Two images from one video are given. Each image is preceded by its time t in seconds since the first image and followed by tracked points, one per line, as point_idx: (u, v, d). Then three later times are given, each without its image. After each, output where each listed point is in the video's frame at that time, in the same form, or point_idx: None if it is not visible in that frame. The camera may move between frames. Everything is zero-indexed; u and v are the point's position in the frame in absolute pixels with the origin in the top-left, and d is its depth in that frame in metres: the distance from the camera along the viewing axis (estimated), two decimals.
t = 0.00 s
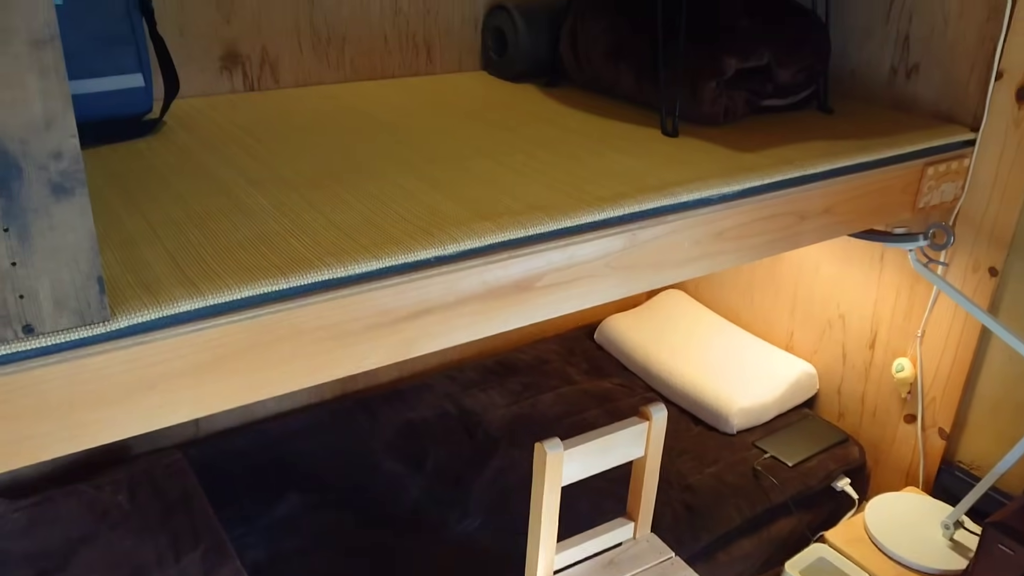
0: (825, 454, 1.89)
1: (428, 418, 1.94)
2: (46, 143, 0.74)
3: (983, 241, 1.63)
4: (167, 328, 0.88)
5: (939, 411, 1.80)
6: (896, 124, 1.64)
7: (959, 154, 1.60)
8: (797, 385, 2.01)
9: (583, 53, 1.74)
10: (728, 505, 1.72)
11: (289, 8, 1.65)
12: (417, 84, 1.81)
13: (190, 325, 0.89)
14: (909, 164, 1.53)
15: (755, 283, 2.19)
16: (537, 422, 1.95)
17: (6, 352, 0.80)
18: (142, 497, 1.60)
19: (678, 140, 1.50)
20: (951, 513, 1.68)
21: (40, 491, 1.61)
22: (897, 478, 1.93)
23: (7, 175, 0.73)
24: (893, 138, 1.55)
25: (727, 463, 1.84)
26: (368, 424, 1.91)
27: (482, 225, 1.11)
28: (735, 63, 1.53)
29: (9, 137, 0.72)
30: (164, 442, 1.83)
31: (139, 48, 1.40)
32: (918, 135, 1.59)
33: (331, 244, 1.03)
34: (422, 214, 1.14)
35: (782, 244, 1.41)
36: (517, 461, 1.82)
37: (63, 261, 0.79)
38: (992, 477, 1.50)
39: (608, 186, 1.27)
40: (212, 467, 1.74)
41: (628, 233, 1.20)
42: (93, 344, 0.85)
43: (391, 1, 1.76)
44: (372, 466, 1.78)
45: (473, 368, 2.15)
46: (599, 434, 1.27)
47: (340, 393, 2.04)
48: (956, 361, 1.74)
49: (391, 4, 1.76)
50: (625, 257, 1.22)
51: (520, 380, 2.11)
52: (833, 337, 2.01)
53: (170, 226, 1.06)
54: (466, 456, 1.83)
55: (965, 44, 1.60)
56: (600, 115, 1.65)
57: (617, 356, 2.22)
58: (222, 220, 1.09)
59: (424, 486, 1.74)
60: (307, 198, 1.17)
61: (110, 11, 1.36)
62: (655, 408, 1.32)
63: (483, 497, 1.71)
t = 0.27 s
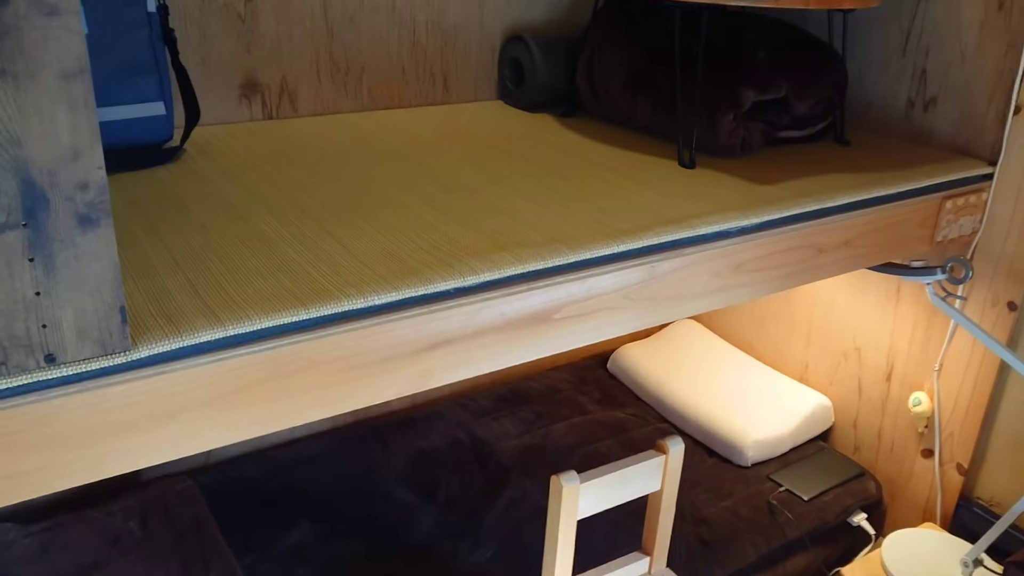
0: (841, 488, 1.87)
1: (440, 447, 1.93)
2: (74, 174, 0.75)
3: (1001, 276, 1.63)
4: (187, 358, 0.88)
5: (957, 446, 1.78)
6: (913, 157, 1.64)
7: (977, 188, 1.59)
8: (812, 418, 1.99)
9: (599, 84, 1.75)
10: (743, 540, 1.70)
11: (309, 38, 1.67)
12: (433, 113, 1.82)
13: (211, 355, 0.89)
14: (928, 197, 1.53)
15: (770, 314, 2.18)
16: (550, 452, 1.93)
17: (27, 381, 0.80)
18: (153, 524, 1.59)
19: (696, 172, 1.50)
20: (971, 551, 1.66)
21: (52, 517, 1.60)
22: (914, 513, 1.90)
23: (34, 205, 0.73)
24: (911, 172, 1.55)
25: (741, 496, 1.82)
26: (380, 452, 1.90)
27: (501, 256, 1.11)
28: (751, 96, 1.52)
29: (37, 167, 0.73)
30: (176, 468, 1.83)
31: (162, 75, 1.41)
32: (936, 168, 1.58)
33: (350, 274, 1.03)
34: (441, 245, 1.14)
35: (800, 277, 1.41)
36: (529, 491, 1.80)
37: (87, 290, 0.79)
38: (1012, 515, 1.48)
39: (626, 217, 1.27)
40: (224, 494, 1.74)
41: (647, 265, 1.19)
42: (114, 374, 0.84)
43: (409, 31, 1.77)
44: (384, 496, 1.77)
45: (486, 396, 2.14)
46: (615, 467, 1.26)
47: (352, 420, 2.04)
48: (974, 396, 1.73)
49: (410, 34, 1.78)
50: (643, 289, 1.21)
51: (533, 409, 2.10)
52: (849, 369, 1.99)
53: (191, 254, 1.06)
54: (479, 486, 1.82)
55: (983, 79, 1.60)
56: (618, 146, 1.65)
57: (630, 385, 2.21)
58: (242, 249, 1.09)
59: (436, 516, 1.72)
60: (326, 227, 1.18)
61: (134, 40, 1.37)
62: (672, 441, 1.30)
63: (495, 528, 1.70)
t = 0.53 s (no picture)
0: (859, 522, 1.83)
1: (452, 472, 1.92)
2: (92, 202, 0.74)
3: None
4: (201, 386, 0.88)
5: (977, 481, 1.75)
6: (934, 188, 1.63)
7: (1000, 219, 1.58)
8: (829, 449, 1.96)
9: (617, 110, 1.74)
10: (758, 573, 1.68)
11: (329, 62, 1.67)
12: (451, 138, 1.82)
13: (225, 384, 0.89)
14: (949, 229, 1.51)
15: (786, 343, 2.16)
16: (563, 479, 1.91)
17: (41, 410, 0.79)
18: (162, 547, 1.58)
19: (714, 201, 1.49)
20: None
21: (62, 537, 1.60)
22: (932, 549, 1.87)
23: (52, 233, 0.73)
24: (932, 203, 1.53)
25: (757, 528, 1.80)
26: (392, 477, 1.89)
27: (518, 285, 1.10)
28: (771, 124, 1.51)
29: (56, 196, 0.72)
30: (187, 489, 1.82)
31: (180, 100, 1.42)
32: (958, 199, 1.56)
33: (365, 303, 1.03)
34: (457, 273, 1.13)
35: (819, 309, 1.39)
36: (541, 519, 1.78)
37: (103, 318, 0.79)
38: None
39: (644, 246, 1.26)
40: (234, 517, 1.73)
41: (664, 295, 1.18)
42: (128, 402, 0.84)
43: (429, 56, 1.78)
44: (395, 521, 1.75)
45: (499, 422, 2.13)
46: (630, 499, 1.24)
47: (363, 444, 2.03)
48: (995, 429, 1.70)
49: (429, 59, 1.78)
50: (661, 319, 1.20)
51: (545, 435, 2.08)
52: (866, 400, 1.97)
53: (206, 281, 1.06)
54: (490, 513, 1.80)
55: (1005, 109, 1.59)
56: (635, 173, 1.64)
57: (644, 413, 2.18)
58: (258, 276, 1.08)
59: (447, 543, 1.71)
60: (342, 254, 1.17)
61: (154, 63, 1.38)
62: (688, 473, 1.28)
63: (506, 556, 1.68)
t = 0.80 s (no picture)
0: (866, 549, 1.79)
1: (450, 492, 1.89)
2: (64, 226, 0.72)
3: None
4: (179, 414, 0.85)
5: (988, 509, 1.70)
6: (944, 209, 1.59)
7: (1011, 242, 1.53)
8: (836, 474, 1.92)
9: (621, 127, 1.72)
10: None
11: (328, 76, 1.66)
12: (452, 153, 1.79)
13: (203, 413, 0.86)
14: (959, 252, 1.47)
15: (793, 364, 2.12)
16: (563, 502, 1.88)
17: (10, 439, 0.77)
18: (153, 567, 1.56)
19: (718, 221, 1.46)
20: None
21: (53, 556, 1.58)
22: None
23: (21, 258, 0.71)
24: (942, 224, 1.50)
25: (761, 555, 1.76)
26: (389, 497, 1.86)
27: (510, 309, 1.07)
28: (777, 143, 1.48)
29: (25, 220, 0.70)
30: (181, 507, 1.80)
31: (176, 116, 1.41)
32: (969, 220, 1.52)
33: (352, 327, 1.00)
34: (449, 296, 1.10)
35: (824, 333, 1.35)
36: (540, 543, 1.75)
37: (76, 344, 0.76)
38: None
39: (643, 269, 1.23)
40: (227, 536, 1.70)
41: (663, 320, 1.15)
42: (102, 431, 0.81)
43: (430, 71, 1.76)
44: (390, 543, 1.72)
45: (499, 440, 2.10)
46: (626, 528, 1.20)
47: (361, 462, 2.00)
48: (1005, 457, 1.65)
49: (430, 73, 1.76)
50: (659, 345, 1.17)
51: (546, 455, 2.05)
52: (874, 423, 1.92)
53: (191, 303, 1.03)
54: (488, 535, 1.77)
55: (1018, 129, 1.55)
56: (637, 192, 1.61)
57: (647, 432, 2.15)
58: (243, 299, 1.06)
59: (442, 566, 1.68)
60: (332, 275, 1.14)
61: (150, 78, 1.36)
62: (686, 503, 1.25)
63: None
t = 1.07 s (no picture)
0: None
1: (430, 515, 1.84)
2: None
3: None
4: (115, 452, 0.81)
5: (981, 535, 1.65)
6: (934, 227, 1.55)
7: (1003, 262, 1.49)
8: (826, 497, 1.87)
9: (603, 142, 1.68)
10: None
11: (303, 91, 1.62)
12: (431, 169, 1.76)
13: (141, 450, 0.81)
14: (948, 273, 1.42)
15: (783, 383, 2.07)
16: (546, 525, 1.83)
17: None
18: None
19: (699, 240, 1.42)
20: None
21: None
22: None
23: None
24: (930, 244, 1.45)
25: None
26: (367, 520, 1.82)
27: (473, 337, 1.03)
28: (760, 160, 1.45)
29: None
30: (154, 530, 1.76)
31: (142, 131, 1.37)
32: (958, 240, 1.48)
33: (306, 357, 0.95)
34: (411, 323, 1.06)
35: (807, 358, 1.31)
36: (520, 569, 1.71)
37: None
38: None
39: (616, 293, 1.19)
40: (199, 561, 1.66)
41: (635, 347, 1.11)
42: (31, 470, 0.77)
43: (409, 85, 1.72)
44: (366, 568, 1.68)
45: (483, 460, 2.05)
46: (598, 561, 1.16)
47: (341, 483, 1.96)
48: (998, 481, 1.61)
49: (410, 87, 1.73)
50: (631, 372, 1.12)
51: (530, 475, 2.00)
52: (865, 446, 1.88)
53: (140, 331, 0.99)
54: (467, 560, 1.72)
55: (1009, 146, 1.51)
56: (619, 209, 1.57)
57: (634, 452, 2.10)
58: (195, 325, 1.02)
59: None
60: (292, 300, 1.11)
61: (115, 93, 1.33)
62: (662, 536, 1.21)
63: None
